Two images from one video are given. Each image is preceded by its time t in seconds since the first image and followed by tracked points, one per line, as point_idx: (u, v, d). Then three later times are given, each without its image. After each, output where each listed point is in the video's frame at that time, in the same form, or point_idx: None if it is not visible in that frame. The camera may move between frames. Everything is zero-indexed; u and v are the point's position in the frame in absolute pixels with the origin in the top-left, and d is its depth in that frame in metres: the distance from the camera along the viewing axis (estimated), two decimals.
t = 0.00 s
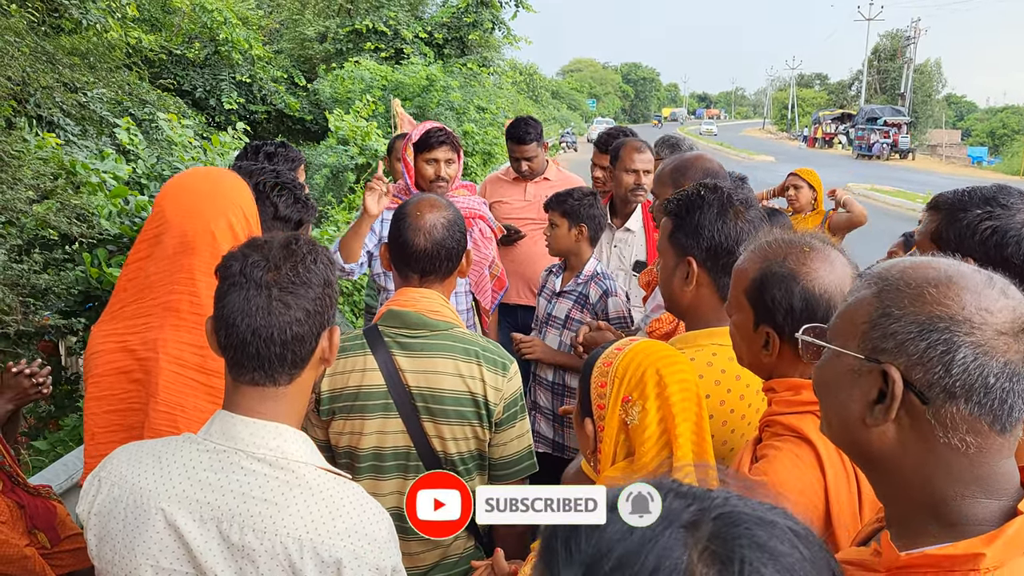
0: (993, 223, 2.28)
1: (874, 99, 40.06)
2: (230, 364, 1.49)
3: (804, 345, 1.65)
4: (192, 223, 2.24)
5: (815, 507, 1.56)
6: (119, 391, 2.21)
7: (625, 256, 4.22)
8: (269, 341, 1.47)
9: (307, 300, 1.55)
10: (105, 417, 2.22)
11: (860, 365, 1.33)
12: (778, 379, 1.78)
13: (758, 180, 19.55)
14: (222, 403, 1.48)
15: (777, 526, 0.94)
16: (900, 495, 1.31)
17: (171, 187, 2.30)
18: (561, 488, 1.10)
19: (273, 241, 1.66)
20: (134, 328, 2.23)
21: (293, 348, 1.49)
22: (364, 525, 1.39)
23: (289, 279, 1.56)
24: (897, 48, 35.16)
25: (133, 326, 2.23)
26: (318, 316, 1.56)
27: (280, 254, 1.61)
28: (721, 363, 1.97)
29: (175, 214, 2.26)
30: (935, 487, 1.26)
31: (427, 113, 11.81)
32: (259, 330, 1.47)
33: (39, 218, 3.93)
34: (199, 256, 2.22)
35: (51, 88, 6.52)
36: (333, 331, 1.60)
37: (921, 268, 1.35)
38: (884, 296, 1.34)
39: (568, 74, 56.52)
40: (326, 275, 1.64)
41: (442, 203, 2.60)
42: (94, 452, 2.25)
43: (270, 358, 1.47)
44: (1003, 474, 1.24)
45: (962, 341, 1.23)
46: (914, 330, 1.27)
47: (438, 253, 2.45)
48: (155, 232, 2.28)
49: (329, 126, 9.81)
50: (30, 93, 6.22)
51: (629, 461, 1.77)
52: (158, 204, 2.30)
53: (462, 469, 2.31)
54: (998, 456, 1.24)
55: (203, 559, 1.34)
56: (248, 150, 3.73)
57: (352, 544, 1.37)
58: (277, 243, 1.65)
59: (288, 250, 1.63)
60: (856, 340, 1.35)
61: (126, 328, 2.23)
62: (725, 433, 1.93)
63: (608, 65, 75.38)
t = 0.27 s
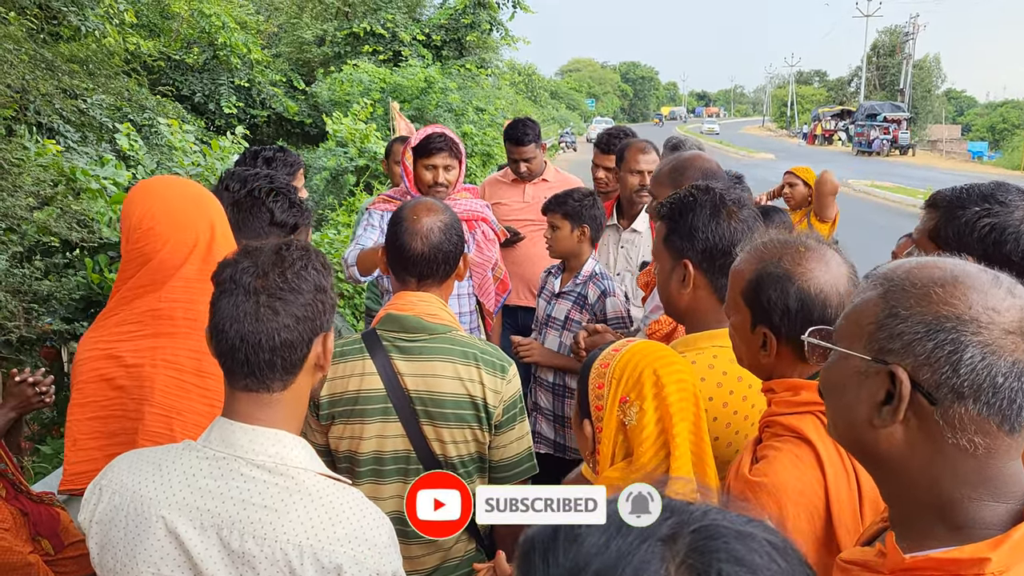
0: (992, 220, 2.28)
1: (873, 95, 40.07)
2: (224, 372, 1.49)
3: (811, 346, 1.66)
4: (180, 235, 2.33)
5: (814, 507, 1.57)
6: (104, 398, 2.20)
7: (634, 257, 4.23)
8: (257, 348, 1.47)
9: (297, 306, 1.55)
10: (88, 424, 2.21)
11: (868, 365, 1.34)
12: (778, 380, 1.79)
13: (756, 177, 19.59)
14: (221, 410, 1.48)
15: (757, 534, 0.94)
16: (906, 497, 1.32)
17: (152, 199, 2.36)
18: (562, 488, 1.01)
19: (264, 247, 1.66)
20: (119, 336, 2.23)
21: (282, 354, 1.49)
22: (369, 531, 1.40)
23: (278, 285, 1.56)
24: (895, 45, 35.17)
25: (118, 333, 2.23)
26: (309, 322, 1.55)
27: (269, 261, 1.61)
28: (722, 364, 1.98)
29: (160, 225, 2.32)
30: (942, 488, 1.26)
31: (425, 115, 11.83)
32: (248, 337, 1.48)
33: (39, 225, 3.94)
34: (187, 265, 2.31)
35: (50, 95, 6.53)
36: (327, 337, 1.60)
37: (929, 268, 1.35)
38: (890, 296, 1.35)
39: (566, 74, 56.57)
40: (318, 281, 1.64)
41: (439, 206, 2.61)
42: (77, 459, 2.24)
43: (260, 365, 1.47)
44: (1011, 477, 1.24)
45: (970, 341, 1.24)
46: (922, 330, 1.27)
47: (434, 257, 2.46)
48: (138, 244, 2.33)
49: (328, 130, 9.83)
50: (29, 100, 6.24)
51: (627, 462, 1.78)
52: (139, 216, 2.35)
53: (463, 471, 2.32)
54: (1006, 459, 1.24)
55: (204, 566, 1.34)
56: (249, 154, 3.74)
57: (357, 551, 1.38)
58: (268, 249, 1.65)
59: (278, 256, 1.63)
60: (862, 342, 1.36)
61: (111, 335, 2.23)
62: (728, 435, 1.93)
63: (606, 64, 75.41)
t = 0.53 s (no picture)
0: (992, 211, 2.25)
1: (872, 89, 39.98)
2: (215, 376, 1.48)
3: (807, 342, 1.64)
4: (170, 235, 2.34)
5: (815, 504, 1.55)
6: (100, 402, 2.17)
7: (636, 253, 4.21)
8: (248, 351, 1.45)
9: (287, 308, 1.53)
10: (83, 430, 2.17)
11: (864, 359, 1.33)
12: (777, 376, 1.77)
13: (756, 173, 19.57)
14: (213, 415, 1.47)
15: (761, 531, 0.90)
16: (905, 493, 1.30)
17: (143, 202, 2.38)
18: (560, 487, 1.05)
19: (253, 249, 1.64)
20: (112, 338, 2.20)
21: (274, 357, 1.47)
22: (362, 536, 1.38)
23: (268, 287, 1.55)
24: (893, 38, 35.12)
25: (110, 336, 2.21)
26: (301, 324, 1.54)
27: (258, 263, 1.59)
28: (725, 363, 1.96)
29: (150, 228, 2.33)
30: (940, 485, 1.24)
31: (424, 114, 11.82)
32: (238, 340, 1.46)
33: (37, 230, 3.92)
34: (179, 263, 2.31)
35: (47, 100, 6.52)
36: (319, 339, 1.59)
37: (925, 261, 1.33)
38: (886, 289, 1.34)
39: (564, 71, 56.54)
40: (310, 282, 1.63)
41: (433, 206, 2.59)
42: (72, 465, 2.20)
43: (251, 368, 1.45)
44: (1010, 473, 1.22)
45: (966, 334, 1.21)
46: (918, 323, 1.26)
47: (429, 257, 2.44)
48: (128, 246, 2.34)
49: (326, 131, 9.82)
50: (26, 105, 6.23)
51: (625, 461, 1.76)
52: (129, 221, 2.35)
53: (461, 472, 2.31)
54: (1004, 455, 1.21)
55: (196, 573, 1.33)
56: (240, 158, 3.69)
57: (350, 556, 1.35)
58: (257, 251, 1.63)
59: (268, 258, 1.61)
60: (857, 337, 1.35)
61: (104, 339, 2.21)
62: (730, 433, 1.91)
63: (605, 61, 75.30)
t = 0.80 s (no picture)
0: (999, 209, 2.24)
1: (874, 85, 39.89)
2: (218, 382, 1.47)
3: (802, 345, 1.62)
4: (181, 238, 2.31)
5: (820, 504, 1.54)
6: (110, 406, 2.14)
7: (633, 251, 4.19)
8: (255, 357, 1.45)
9: (293, 312, 1.53)
10: (95, 435, 2.14)
11: (860, 362, 1.31)
12: (781, 374, 1.75)
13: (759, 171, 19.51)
14: (215, 420, 1.46)
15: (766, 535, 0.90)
16: (902, 498, 1.29)
17: (153, 205, 2.35)
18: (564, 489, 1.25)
19: (255, 254, 1.64)
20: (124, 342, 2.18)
21: (281, 362, 1.47)
22: (364, 539, 1.37)
23: (273, 292, 1.54)
24: (895, 35, 35.04)
25: (122, 340, 2.19)
26: (305, 329, 1.53)
27: (262, 268, 1.59)
28: (730, 366, 1.95)
29: (160, 231, 2.30)
30: (937, 490, 1.24)
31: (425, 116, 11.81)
32: (245, 346, 1.45)
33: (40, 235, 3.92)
34: (193, 268, 2.30)
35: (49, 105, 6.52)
36: (321, 342, 1.58)
37: (922, 262, 1.32)
38: (883, 290, 1.32)
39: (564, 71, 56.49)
40: (312, 286, 1.62)
41: (435, 207, 2.58)
42: (82, 470, 2.16)
43: (257, 374, 1.44)
44: (1007, 477, 1.22)
45: (963, 336, 1.20)
46: (914, 325, 1.25)
47: (432, 259, 2.44)
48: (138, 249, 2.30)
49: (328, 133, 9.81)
50: (28, 111, 6.23)
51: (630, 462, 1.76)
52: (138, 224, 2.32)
53: (465, 474, 2.30)
54: (1001, 459, 1.21)
55: None
56: (246, 159, 3.70)
57: (354, 559, 1.35)
58: (260, 256, 1.63)
59: (270, 262, 1.61)
60: (855, 338, 1.33)
61: (116, 343, 2.19)
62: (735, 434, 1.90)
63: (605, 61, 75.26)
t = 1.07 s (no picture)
0: (1006, 205, 2.24)
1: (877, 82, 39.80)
2: (218, 385, 1.47)
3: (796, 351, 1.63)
4: (185, 242, 2.32)
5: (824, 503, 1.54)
6: (113, 411, 2.13)
7: (625, 252, 4.21)
8: (254, 359, 1.45)
9: (291, 313, 1.53)
10: (97, 439, 2.13)
11: (851, 371, 1.32)
12: (784, 373, 1.75)
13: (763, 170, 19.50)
14: (216, 421, 1.46)
15: (781, 516, 0.89)
16: (895, 508, 1.30)
17: (154, 209, 2.35)
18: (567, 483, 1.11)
19: (250, 257, 1.64)
20: (127, 346, 2.18)
21: (281, 363, 1.47)
22: (366, 539, 1.38)
23: (270, 293, 1.54)
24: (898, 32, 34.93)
25: (125, 344, 2.19)
26: (303, 330, 1.53)
27: (258, 270, 1.59)
28: (735, 366, 1.95)
29: (164, 235, 2.31)
30: (927, 498, 1.24)
31: (428, 117, 11.84)
32: (244, 349, 1.45)
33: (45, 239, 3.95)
34: (195, 270, 2.30)
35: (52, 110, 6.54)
36: (320, 344, 1.58)
37: (908, 269, 1.33)
38: (869, 299, 1.33)
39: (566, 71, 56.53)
40: (308, 286, 1.62)
41: (436, 209, 2.59)
42: (85, 474, 2.16)
43: (258, 375, 1.44)
44: (999, 484, 1.22)
45: (949, 343, 1.21)
46: (901, 332, 1.25)
47: (434, 260, 2.44)
48: (140, 254, 2.30)
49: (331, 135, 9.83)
50: (32, 116, 6.25)
51: (632, 461, 1.76)
52: (142, 229, 2.33)
53: (470, 475, 2.30)
54: (992, 467, 1.21)
55: None
56: (254, 161, 3.72)
57: (357, 561, 1.35)
58: (256, 258, 1.63)
59: (265, 265, 1.61)
60: (844, 347, 1.34)
61: (119, 347, 2.19)
62: (737, 433, 1.91)
63: (607, 60, 75.21)
